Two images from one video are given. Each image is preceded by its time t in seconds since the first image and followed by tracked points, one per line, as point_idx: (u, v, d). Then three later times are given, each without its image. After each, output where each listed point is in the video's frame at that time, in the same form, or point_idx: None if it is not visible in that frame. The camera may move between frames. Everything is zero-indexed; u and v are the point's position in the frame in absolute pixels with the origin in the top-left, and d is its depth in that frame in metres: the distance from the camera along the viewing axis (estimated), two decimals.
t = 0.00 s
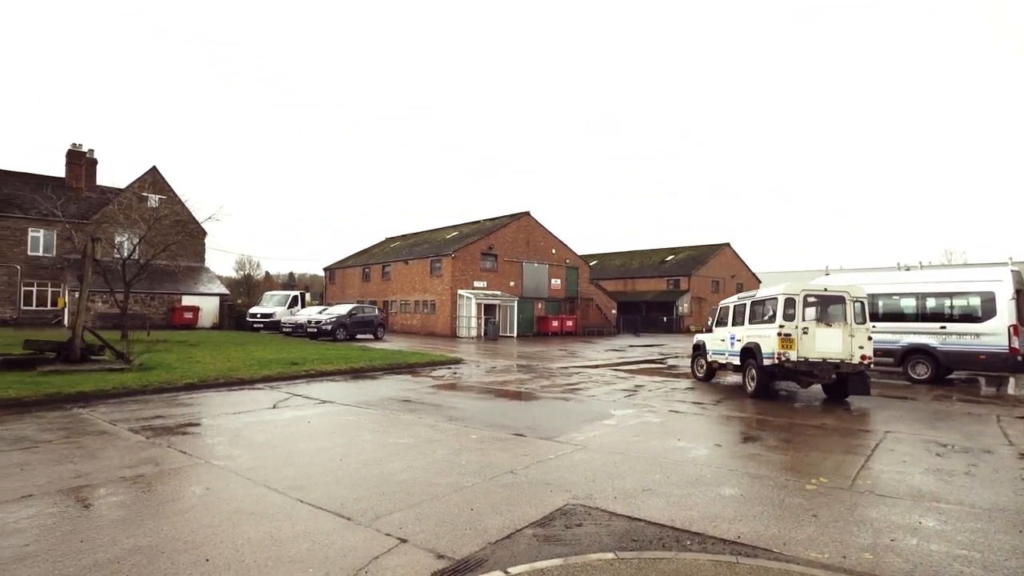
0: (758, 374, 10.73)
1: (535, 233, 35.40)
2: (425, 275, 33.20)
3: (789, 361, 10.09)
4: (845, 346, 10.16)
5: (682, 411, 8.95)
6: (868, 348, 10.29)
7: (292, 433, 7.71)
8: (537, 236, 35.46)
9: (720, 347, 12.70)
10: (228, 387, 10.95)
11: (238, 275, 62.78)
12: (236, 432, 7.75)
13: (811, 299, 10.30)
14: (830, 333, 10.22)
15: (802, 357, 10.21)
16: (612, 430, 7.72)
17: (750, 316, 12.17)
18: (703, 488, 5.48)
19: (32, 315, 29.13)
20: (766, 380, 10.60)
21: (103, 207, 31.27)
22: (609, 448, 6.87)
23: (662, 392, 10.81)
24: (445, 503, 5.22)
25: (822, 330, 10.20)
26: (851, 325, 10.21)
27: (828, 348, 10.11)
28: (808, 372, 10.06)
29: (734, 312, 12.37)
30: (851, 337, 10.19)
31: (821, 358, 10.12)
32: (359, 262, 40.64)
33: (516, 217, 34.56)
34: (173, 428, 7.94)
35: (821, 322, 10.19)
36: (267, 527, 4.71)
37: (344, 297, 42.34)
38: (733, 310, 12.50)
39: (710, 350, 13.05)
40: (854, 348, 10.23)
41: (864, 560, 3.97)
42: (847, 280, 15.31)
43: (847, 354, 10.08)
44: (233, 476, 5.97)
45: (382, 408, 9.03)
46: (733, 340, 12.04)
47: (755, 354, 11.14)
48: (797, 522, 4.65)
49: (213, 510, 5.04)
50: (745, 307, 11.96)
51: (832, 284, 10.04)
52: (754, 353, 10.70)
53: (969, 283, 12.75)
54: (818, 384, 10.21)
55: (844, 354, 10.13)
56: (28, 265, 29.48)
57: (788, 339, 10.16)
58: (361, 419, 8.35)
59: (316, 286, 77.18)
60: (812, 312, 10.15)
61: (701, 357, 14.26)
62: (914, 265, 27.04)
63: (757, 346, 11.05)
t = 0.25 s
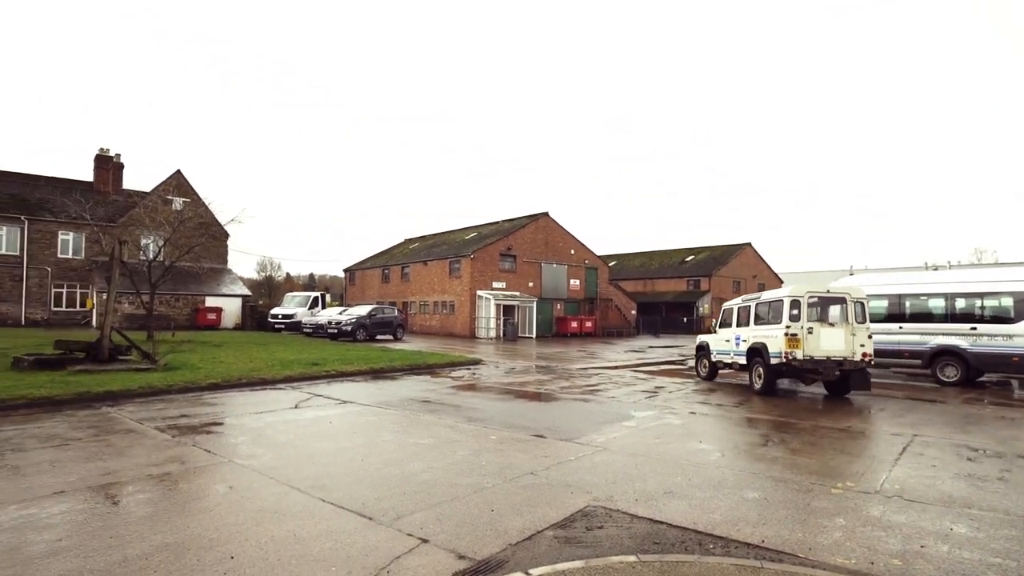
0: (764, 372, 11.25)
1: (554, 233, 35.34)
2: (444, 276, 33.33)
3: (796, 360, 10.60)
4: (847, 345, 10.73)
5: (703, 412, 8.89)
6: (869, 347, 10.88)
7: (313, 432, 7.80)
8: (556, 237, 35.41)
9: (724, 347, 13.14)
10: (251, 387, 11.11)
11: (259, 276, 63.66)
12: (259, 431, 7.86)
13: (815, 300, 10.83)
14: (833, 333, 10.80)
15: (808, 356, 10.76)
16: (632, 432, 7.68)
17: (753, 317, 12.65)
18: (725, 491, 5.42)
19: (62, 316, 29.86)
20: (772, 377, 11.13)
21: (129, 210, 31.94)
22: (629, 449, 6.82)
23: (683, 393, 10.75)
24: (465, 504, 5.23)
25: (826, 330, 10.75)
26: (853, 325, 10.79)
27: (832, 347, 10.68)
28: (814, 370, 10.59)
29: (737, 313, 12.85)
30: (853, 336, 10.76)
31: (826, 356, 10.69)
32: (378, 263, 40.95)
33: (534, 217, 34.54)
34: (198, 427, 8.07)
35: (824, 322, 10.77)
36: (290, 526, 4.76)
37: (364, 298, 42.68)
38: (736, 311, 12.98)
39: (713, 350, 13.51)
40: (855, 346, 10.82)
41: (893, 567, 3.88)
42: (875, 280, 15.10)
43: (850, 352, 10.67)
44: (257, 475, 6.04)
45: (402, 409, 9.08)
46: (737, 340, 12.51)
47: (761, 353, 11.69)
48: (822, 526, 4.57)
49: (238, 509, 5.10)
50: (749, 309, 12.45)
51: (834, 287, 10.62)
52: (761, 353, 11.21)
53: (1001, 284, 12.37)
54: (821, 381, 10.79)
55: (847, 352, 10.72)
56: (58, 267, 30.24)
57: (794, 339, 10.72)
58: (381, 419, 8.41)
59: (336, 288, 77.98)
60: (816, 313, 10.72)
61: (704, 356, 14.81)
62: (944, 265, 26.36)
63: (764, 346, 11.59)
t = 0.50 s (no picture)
0: (777, 374, 11.71)
1: (580, 236, 35.22)
2: (470, 279, 33.46)
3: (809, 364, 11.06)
4: (859, 350, 11.16)
5: (732, 417, 8.75)
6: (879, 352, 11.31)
7: (341, 434, 7.89)
8: (581, 239, 35.27)
9: (737, 350, 13.61)
10: (281, 388, 11.29)
11: (288, 279, 64.77)
12: (288, 432, 7.98)
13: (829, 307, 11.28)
14: (845, 338, 11.25)
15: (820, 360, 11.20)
16: (661, 436, 7.58)
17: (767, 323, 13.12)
18: (757, 498, 5.30)
19: (100, 317, 30.80)
20: (784, 379, 11.60)
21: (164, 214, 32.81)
22: (658, 455, 6.73)
23: (712, 397, 10.59)
24: (492, 507, 5.22)
25: (839, 336, 11.18)
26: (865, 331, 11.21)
27: (844, 352, 11.10)
28: (827, 374, 11.05)
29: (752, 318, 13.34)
30: (865, 341, 11.18)
31: (838, 360, 11.10)
32: (405, 266, 41.32)
33: (560, 220, 34.47)
34: (229, 427, 8.22)
35: (837, 328, 11.21)
36: (319, 525, 4.81)
37: (391, 301, 43.09)
38: (750, 316, 13.51)
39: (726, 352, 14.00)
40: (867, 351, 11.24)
41: None
42: (913, 283, 14.71)
43: (861, 357, 11.10)
44: (287, 475, 6.13)
45: (429, 411, 9.13)
46: (751, 343, 12.97)
47: (774, 356, 12.16)
48: (860, 537, 4.43)
49: (268, 508, 5.18)
50: (763, 314, 12.98)
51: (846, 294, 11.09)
52: (775, 356, 11.63)
53: None
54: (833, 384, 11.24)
55: (857, 356, 11.16)
56: (97, 270, 31.20)
57: (807, 343, 11.17)
58: (408, 421, 8.46)
59: (363, 290, 78.92)
60: (828, 319, 11.18)
61: (715, 357, 15.47)
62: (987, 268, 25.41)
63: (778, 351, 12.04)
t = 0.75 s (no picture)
0: (784, 373, 12.09)
1: (600, 237, 35.08)
2: (490, 281, 33.52)
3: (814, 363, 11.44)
4: (862, 350, 11.52)
5: (756, 420, 8.64)
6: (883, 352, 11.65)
7: (363, 436, 7.94)
8: (601, 241, 35.13)
9: (746, 350, 13.96)
10: (303, 390, 11.41)
11: (310, 282, 65.55)
12: (311, 434, 8.06)
13: (833, 309, 11.66)
14: (849, 338, 11.61)
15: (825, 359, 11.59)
16: (683, 440, 7.50)
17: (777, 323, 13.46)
18: (783, 503, 5.21)
19: (128, 320, 31.49)
20: (791, 378, 12.04)
21: (189, 219, 33.45)
22: (681, 458, 6.66)
23: (735, 400, 10.47)
24: (514, 510, 5.20)
25: (843, 336, 11.54)
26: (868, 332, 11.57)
27: (849, 352, 11.48)
28: (831, 373, 11.42)
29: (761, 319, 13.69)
30: (868, 342, 11.53)
31: (842, 359, 11.49)
32: (425, 269, 41.54)
33: (580, 222, 34.37)
34: (253, 429, 8.33)
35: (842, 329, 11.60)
36: (342, 527, 4.85)
37: (411, 304, 43.34)
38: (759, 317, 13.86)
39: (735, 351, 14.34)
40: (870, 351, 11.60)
41: None
42: (941, 283, 14.37)
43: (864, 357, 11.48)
44: (311, 477, 6.19)
45: (449, 413, 9.15)
46: (759, 343, 13.34)
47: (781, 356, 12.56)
48: (891, 544, 4.32)
49: (292, 509, 5.23)
50: (773, 314, 13.34)
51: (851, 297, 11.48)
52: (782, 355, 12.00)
53: None
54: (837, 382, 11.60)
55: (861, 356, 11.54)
56: (125, 274, 31.91)
57: (813, 343, 11.57)
58: (428, 423, 8.49)
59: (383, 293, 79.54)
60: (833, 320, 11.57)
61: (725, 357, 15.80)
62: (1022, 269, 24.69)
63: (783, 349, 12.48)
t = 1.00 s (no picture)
0: (788, 373, 12.65)
1: (618, 239, 34.93)
2: (508, 283, 33.55)
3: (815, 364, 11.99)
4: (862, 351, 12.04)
5: (778, 424, 8.54)
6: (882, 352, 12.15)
7: (382, 437, 7.99)
8: (620, 242, 34.98)
9: (755, 351, 14.53)
10: (323, 392, 11.51)
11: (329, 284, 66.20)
12: (331, 435, 8.14)
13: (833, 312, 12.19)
14: (850, 340, 12.12)
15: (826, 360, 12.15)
16: (704, 443, 7.42)
17: (784, 324, 13.97)
18: (808, 509, 5.13)
19: (152, 322, 32.09)
20: (795, 378, 12.63)
21: (212, 222, 34.01)
22: (702, 462, 6.58)
23: (756, 404, 10.35)
24: (534, 513, 5.19)
25: (843, 338, 12.06)
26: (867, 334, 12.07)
27: (848, 353, 12.04)
28: (832, 373, 11.95)
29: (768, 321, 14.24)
30: (868, 343, 12.04)
31: (843, 360, 12.01)
32: (443, 271, 41.72)
33: (598, 223, 34.25)
34: (274, 429, 8.43)
35: (842, 331, 12.15)
36: (362, 528, 4.88)
37: (429, 306, 43.54)
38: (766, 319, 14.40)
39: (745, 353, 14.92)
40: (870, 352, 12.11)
41: None
42: (968, 284, 14.04)
43: (864, 358, 12.02)
44: (331, 477, 6.25)
45: (468, 415, 9.16)
46: (766, 345, 13.90)
47: (785, 356, 13.12)
48: (920, 552, 4.23)
49: (313, 510, 5.27)
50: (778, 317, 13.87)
51: (850, 300, 12.03)
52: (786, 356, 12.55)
53: None
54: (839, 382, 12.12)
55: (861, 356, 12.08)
56: (149, 277, 32.52)
57: (814, 345, 12.14)
58: (447, 425, 8.51)
59: (401, 296, 80.00)
60: (833, 323, 12.12)
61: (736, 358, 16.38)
62: None
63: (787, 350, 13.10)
